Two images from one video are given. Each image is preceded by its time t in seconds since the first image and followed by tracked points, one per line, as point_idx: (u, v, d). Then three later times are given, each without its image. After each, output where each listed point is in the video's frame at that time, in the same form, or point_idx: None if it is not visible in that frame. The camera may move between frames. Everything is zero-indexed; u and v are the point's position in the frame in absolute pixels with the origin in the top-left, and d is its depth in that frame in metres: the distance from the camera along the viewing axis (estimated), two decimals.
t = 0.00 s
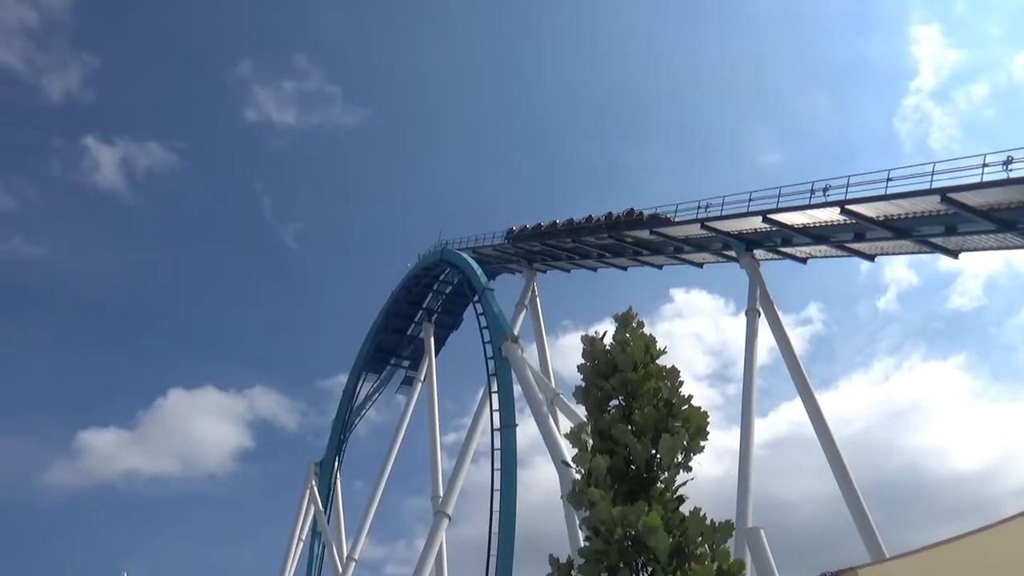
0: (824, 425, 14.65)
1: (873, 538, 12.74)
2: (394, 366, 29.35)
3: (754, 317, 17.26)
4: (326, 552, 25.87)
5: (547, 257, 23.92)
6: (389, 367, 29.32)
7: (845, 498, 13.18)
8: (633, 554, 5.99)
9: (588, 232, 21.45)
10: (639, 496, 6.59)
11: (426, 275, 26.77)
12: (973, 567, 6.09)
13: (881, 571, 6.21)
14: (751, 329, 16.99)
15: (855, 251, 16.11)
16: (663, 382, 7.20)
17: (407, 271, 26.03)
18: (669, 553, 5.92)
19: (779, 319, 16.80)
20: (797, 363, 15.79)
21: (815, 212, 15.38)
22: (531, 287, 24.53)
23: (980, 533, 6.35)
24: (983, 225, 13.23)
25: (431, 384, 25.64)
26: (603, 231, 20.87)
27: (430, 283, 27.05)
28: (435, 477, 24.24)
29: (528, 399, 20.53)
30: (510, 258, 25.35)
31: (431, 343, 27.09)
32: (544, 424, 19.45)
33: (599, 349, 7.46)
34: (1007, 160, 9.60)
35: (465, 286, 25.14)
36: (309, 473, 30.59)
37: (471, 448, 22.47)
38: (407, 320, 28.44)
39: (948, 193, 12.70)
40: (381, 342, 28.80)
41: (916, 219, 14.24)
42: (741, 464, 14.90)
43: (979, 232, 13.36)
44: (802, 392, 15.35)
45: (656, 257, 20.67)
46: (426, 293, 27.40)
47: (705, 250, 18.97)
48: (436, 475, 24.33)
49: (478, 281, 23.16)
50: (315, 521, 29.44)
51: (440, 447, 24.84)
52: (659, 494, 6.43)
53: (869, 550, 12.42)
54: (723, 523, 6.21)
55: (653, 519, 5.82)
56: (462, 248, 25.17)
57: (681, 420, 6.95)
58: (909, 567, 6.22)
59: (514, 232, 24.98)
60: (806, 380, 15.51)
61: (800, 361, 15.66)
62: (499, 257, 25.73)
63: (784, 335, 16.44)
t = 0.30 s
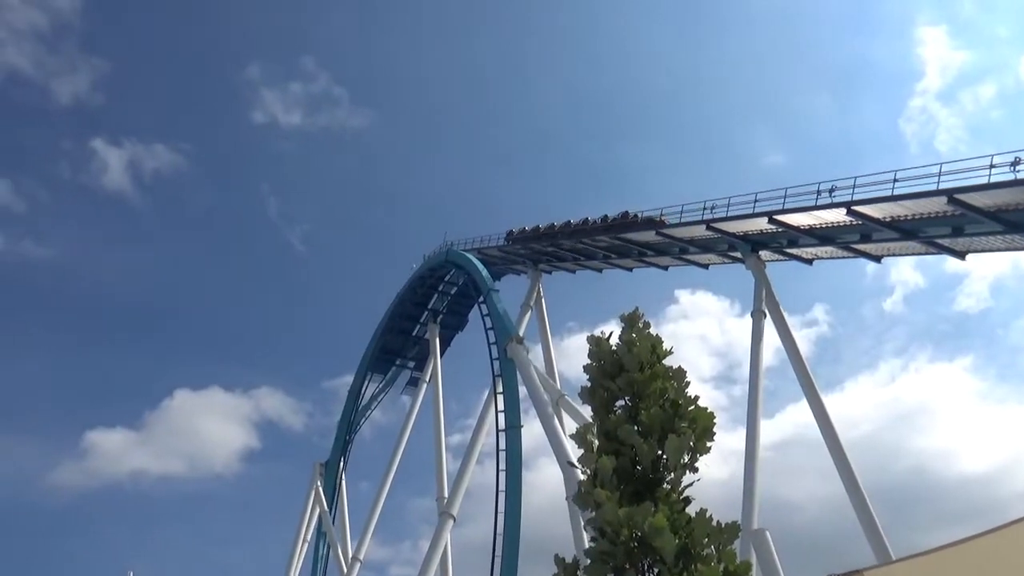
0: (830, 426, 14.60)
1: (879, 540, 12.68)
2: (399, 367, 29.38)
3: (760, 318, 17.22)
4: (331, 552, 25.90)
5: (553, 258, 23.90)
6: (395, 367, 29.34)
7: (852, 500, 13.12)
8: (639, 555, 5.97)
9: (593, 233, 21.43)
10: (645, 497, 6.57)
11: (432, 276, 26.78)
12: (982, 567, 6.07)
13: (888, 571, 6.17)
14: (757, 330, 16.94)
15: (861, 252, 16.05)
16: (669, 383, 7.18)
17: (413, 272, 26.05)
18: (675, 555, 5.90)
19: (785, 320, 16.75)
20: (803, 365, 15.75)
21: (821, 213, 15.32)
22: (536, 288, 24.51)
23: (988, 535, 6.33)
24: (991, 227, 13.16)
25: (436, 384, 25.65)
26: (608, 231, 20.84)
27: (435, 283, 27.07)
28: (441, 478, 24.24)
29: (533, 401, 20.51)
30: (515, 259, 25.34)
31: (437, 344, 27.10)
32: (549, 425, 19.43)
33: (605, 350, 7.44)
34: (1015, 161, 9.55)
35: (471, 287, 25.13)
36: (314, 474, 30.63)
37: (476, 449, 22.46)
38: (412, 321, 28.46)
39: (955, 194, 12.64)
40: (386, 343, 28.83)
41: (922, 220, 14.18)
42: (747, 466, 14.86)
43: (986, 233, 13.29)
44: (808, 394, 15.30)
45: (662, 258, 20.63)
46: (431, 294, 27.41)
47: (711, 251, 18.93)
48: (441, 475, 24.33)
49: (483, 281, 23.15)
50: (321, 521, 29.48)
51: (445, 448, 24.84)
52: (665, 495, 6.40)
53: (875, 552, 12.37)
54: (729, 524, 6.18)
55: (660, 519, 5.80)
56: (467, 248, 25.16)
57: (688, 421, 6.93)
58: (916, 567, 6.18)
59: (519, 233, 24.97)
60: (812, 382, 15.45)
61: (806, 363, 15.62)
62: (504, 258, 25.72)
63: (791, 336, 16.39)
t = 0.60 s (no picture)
0: (833, 427, 14.57)
1: (883, 541, 12.66)
2: (402, 367, 29.39)
3: (763, 319, 17.19)
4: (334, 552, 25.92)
5: (556, 259, 23.89)
6: (398, 368, 29.36)
7: (855, 502, 13.09)
8: (642, 556, 5.96)
9: (597, 233, 21.42)
10: (649, 497, 6.56)
11: (435, 276, 26.79)
12: (986, 565, 6.05)
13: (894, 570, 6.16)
14: (761, 331, 16.92)
15: (865, 252, 16.02)
16: (673, 383, 7.17)
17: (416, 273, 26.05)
18: (679, 555, 5.88)
19: (788, 320, 16.73)
20: (807, 366, 15.72)
21: (824, 213, 15.29)
22: (539, 289, 24.51)
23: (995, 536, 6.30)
24: (994, 227, 13.14)
25: (439, 385, 25.66)
26: (612, 232, 20.82)
27: (438, 284, 27.08)
28: (443, 478, 24.25)
29: (536, 401, 20.51)
30: (518, 260, 25.34)
31: (439, 344, 27.10)
32: (552, 425, 19.42)
33: (609, 350, 7.43)
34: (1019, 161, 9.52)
35: (474, 287, 25.13)
36: (317, 474, 30.65)
37: (479, 449, 22.46)
38: (415, 321, 28.47)
39: (959, 195, 12.61)
40: (389, 343, 28.84)
41: (926, 220, 14.15)
42: (750, 467, 14.84)
43: (990, 233, 13.26)
44: (811, 394, 15.27)
45: (666, 259, 20.61)
46: (434, 295, 27.42)
47: (714, 252, 18.91)
48: (444, 475, 24.32)
49: (486, 282, 23.15)
50: (324, 521, 29.50)
51: (448, 448, 24.85)
52: (669, 495, 6.39)
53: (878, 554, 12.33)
54: (733, 525, 6.16)
55: (663, 520, 5.78)
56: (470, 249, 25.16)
57: (692, 421, 6.92)
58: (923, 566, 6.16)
59: (523, 233, 24.96)
60: (816, 382, 15.43)
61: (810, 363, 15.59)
62: (507, 259, 25.71)
63: (794, 337, 16.36)
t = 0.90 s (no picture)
0: (833, 430, 14.56)
1: (882, 544, 12.64)
2: (401, 368, 29.38)
3: (763, 321, 17.18)
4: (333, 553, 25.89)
5: (556, 260, 23.87)
6: (397, 368, 29.35)
7: (854, 504, 13.08)
8: (640, 558, 5.94)
9: (597, 235, 21.41)
10: (646, 500, 6.54)
11: (434, 277, 26.79)
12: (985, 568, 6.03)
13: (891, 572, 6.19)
14: (760, 333, 16.91)
15: (865, 255, 16.01)
16: (670, 385, 7.15)
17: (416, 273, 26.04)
18: (677, 557, 5.86)
19: (788, 323, 16.72)
20: (806, 368, 15.70)
21: (825, 216, 15.28)
22: (539, 290, 24.49)
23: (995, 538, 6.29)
24: (995, 230, 13.12)
25: (438, 385, 25.64)
26: (612, 234, 20.81)
27: (438, 284, 27.08)
28: (442, 479, 24.22)
29: (535, 402, 20.49)
30: (518, 261, 25.32)
31: (439, 345, 27.09)
32: (551, 426, 19.41)
33: (606, 352, 7.42)
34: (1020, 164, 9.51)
35: (474, 288, 25.11)
36: (316, 474, 30.62)
37: (478, 450, 22.44)
38: (414, 322, 28.45)
39: (959, 198, 12.60)
40: (389, 344, 28.83)
41: (926, 223, 14.14)
42: (749, 469, 14.82)
43: (990, 236, 13.25)
44: (811, 396, 15.26)
45: (666, 260, 20.59)
46: (434, 295, 27.42)
47: (714, 254, 18.89)
48: (443, 476, 24.30)
49: (486, 283, 23.14)
50: (322, 522, 29.47)
51: (447, 449, 24.83)
52: (666, 497, 6.37)
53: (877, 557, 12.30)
54: (731, 527, 6.15)
55: (661, 522, 5.77)
56: (470, 250, 25.14)
57: (689, 423, 6.91)
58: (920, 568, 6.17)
59: (523, 234, 24.96)
60: (815, 384, 15.42)
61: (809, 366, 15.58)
62: (507, 260, 25.69)
63: (793, 339, 16.35)
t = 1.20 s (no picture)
0: (822, 432, 14.62)
1: (870, 546, 12.70)
2: (393, 367, 29.34)
3: (753, 324, 17.23)
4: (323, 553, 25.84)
5: (548, 261, 23.88)
6: (388, 368, 29.29)
7: (843, 506, 13.14)
8: (629, 559, 5.95)
9: (590, 236, 21.43)
10: (636, 501, 6.55)
11: (427, 277, 26.76)
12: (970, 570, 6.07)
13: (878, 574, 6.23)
14: (751, 335, 16.97)
15: (856, 258, 16.08)
16: (661, 387, 7.17)
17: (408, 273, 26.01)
18: (666, 559, 5.88)
19: (779, 325, 16.79)
20: (796, 371, 15.78)
21: (816, 219, 15.35)
22: (531, 291, 24.50)
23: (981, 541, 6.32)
24: (984, 234, 13.20)
25: (430, 385, 25.63)
26: (604, 235, 20.84)
27: (430, 284, 27.06)
28: (433, 479, 24.20)
29: (526, 403, 20.49)
30: (511, 261, 25.31)
31: (430, 345, 27.07)
32: (542, 427, 19.42)
33: (597, 353, 7.43)
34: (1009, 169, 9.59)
35: (466, 288, 25.11)
36: (306, 474, 30.55)
37: (469, 451, 22.44)
38: (406, 322, 28.42)
39: (949, 202, 12.67)
40: (380, 344, 28.79)
41: (916, 227, 14.22)
42: (739, 471, 14.86)
43: (979, 240, 13.33)
44: (800, 399, 15.32)
45: (657, 262, 20.64)
46: (426, 295, 27.40)
47: (706, 256, 18.94)
48: (433, 476, 24.28)
49: (478, 283, 23.14)
50: (312, 522, 29.40)
51: (437, 449, 24.82)
52: (656, 498, 6.38)
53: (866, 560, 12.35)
54: (720, 529, 6.17)
55: (650, 523, 5.78)
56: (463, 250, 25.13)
57: (680, 425, 6.93)
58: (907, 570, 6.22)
59: (515, 235, 24.97)
60: (805, 386, 15.49)
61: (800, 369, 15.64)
62: (499, 260, 25.68)
63: (784, 341, 16.42)
